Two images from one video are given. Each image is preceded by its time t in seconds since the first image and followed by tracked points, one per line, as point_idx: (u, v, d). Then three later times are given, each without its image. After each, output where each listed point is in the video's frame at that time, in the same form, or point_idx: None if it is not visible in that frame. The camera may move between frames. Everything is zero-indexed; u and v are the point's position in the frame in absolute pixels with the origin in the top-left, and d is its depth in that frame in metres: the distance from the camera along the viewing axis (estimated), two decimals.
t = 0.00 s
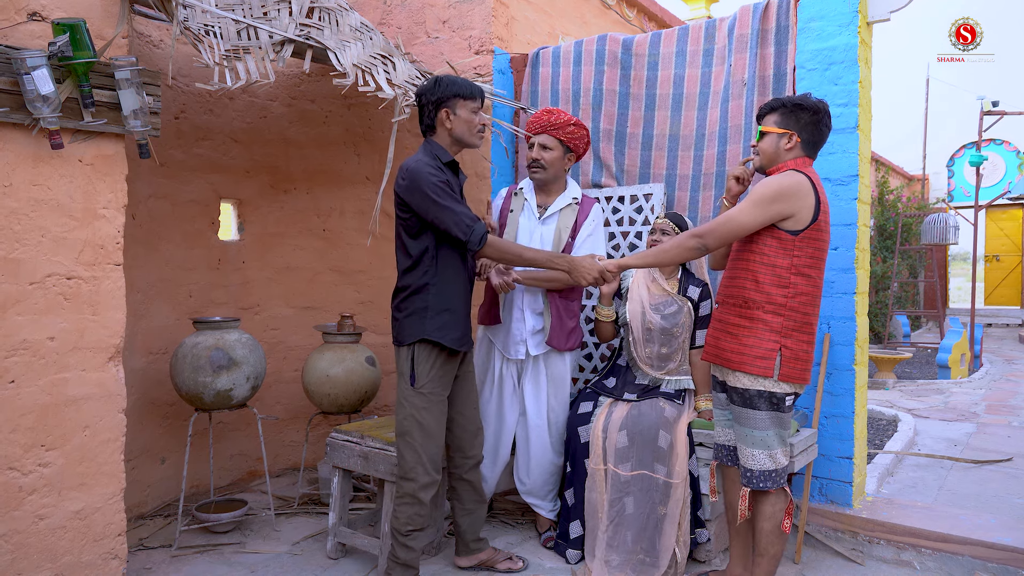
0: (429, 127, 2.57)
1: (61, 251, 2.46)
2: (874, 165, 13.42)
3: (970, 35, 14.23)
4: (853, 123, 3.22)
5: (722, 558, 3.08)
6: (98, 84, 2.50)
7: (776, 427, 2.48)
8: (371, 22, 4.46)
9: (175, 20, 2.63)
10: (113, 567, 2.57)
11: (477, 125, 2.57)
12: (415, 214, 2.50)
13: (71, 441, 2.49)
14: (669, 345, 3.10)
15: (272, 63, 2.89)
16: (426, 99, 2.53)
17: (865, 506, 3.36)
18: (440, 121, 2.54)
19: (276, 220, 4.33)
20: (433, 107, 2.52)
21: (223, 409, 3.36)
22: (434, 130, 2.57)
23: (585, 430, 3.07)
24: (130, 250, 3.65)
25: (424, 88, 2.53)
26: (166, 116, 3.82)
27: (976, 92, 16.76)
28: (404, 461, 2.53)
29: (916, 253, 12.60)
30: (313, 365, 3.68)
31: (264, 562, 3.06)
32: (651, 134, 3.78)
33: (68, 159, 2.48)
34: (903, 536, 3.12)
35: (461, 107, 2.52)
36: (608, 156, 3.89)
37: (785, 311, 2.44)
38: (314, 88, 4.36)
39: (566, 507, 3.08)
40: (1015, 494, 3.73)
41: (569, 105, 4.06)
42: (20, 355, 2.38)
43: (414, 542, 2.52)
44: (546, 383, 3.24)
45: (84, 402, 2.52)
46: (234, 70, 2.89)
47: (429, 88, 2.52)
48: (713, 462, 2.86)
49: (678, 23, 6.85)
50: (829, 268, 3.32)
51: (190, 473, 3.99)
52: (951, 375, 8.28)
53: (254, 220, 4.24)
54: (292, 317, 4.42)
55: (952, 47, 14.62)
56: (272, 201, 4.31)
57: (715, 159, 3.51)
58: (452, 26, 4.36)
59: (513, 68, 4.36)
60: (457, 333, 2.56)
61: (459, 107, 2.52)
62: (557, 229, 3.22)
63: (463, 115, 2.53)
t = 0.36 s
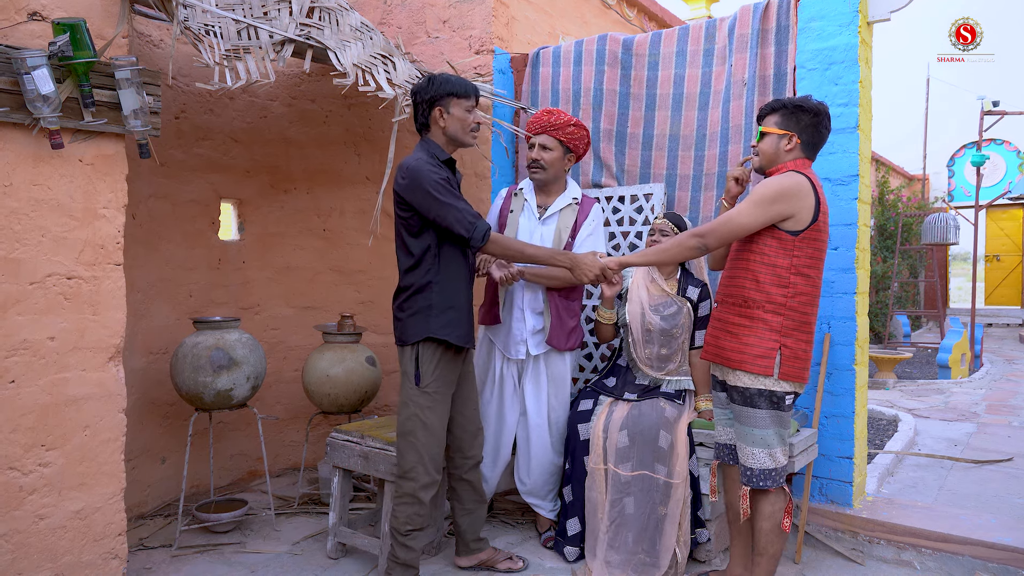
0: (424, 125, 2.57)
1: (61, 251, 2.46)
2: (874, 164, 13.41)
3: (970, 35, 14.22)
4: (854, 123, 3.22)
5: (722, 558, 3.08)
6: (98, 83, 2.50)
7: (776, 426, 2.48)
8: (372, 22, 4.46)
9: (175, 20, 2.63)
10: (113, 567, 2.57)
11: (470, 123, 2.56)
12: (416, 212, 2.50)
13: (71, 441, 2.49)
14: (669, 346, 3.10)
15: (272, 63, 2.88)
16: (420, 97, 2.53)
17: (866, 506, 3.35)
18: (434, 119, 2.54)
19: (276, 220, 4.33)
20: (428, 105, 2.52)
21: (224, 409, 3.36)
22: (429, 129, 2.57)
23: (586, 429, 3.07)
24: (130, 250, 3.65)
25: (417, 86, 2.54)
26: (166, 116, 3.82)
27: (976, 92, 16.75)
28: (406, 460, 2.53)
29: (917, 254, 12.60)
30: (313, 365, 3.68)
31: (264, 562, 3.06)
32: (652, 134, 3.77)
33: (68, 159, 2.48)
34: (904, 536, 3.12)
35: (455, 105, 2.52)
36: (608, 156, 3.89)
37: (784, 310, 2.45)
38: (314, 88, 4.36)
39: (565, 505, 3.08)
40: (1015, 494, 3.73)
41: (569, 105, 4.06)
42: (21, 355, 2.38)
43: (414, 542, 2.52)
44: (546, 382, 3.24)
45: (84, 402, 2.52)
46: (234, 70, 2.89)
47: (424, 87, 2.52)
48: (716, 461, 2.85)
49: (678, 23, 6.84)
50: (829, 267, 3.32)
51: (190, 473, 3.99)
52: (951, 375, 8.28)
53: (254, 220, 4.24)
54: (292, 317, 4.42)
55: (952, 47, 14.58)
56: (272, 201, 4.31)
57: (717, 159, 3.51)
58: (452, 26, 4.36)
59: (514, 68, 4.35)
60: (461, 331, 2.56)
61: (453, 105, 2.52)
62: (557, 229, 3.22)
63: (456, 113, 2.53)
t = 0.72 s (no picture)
0: (422, 127, 2.56)
1: (61, 251, 2.46)
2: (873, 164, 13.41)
3: (969, 35, 14.20)
4: (854, 123, 3.22)
5: (722, 558, 3.08)
6: (99, 83, 2.50)
7: (767, 425, 2.49)
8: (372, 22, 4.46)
9: (175, 20, 2.64)
10: (113, 567, 2.57)
11: (469, 129, 2.58)
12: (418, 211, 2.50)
13: (71, 441, 2.49)
14: (669, 350, 3.09)
15: (272, 63, 2.88)
16: (418, 101, 2.49)
17: (866, 507, 3.35)
18: (434, 128, 2.55)
19: (276, 220, 4.33)
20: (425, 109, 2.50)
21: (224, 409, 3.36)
22: (428, 133, 2.57)
23: (586, 428, 3.07)
24: (130, 249, 3.65)
25: (417, 89, 2.48)
26: (166, 116, 3.82)
27: (976, 92, 16.76)
28: (408, 461, 2.53)
29: (917, 253, 12.60)
30: (312, 365, 3.68)
31: (264, 562, 3.06)
32: (652, 134, 3.77)
33: (68, 159, 2.48)
34: (904, 536, 3.11)
35: (454, 115, 2.52)
36: (608, 156, 3.89)
37: (787, 311, 2.45)
38: (314, 88, 4.36)
39: (565, 504, 3.08)
40: (1015, 494, 3.73)
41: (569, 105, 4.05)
42: (21, 355, 2.38)
43: (415, 543, 2.52)
44: (546, 382, 3.24)
45: (85, 402, 2.52)
46: (234, 70, 2.89)
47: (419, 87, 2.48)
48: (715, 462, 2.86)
49: (678, 23, 6.84)
50: (829, 267, 3.32)
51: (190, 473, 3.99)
52: (950, 375, 8.29)
53: (254, 220, 4.24)
54: (292, 317, 4.42)
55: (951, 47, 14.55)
56: (272, 201, 4.31)
57: (717, 159, 3.50)
58: (452, 26, 4.36)
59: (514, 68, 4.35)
60: (463, 331, 2.56)
61: (453, 114, 2.52)
62: (557, 229, 3.22)
63: (456, 122, 2.54)
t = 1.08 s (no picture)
0: (420, 123, 2.56)
1: (63, 250, 2.47)
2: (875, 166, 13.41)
3: (970, 36, 14.18)
4: (856, 124, 3.22)
5: (723, 559, 3.08)
6: (101, 83, 2.50)
7: (788, 429, 2.49)
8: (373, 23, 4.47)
9: (177, 20, 2.64)
10: (113, 566, 2.58)
11: (468, 126, 2.57)
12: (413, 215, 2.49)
13: (72, 439, 2.49)
14: (654, 346, 3.02)
15: (274, 63, 2.88)
16: (418, 96, 2.50)
17: (867, 509, 3.35)
18: (431, 120, 2.54)
19: (278, 220, 4.33)
20: (425, 105, 2.50)
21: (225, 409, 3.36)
22: (425, 130, 2.57)
23: (589, 438, 3.07)
24: (132, 249, 3.66)
25: (416, 83, 2.49)
26: (168, 115, 3.82)
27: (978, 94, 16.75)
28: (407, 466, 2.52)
29: (919, 255, 12.58)
30: (313, 365, 3.68)
31: (264, 561, 3.05)
32: (654, 135, 3.77)
33: (71, 158, 2.48)
34: (905, 538, 3.10)
35: (453, 106, 2.52)
36: (609, 157, 3.88)
37: (794, 310, 2.45)
38: (316, 88, 4.36)
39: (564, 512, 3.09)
40: (1016, 497, 3.72)
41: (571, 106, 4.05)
42: (23, 353, 2.38)
43: (416, 547, 2.52)
44: (546, 382, 3.24)
45: (86, 401, 2.52)
46: (236, 70, 2.89)
47: (419, 83, 2.49)
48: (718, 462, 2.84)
49: (680, 24, 6.84)
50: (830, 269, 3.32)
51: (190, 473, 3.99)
52: (952, 376, 8.28)
53: (255, 219, 4.24)
54: (293, 317, 4.42)
55: (952, 48, 14.44)
56: (274, 200, 4.31)
57: (720, 160, 3.50)
58: (454, 26, 4.38)
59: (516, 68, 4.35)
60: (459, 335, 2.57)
61: (452, 106, 2.52)
62: (557, 230, 3.23)
63: (455, 114, 2.53)
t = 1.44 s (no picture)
0: (429, 123, 2.51)
1: (63, 250, 2.47)
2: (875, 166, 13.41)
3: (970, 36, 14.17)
4: (856, 124, 3.21)
5: (723, 559, 3.08)
6: (101, 83, 2.50)
7: (789, 429, 2.49)
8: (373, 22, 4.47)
9: (178, 20, 2.65)
10: (114, 565, 2.58)
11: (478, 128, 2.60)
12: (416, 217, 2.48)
13: (72, 439, 2.49)
14: (653, 307, 2.94)
15: (274, 62, 2.88)
16: (430, 97, 2.45)
17: (867, 509, 3.35)
18: (450, 122, 2.51)
19: (278, 219, 4.33)
20: (445, 107, 2.46)
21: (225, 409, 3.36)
22: (433, 130, 2.53)
23: (600, 441, 3.02)
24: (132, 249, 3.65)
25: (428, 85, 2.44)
26: (168, 115, 3.82)
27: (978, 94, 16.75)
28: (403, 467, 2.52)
29: (919, 255, 12.58)
30: (313, 365, 3.67)
31: (265, 561, 3.05)
32: (653, 135, 3.77)
33: (71, 158, 2.48)
34: (905, 538, 3.09)
35: (468, 110, 2.53)
36: (609, 157, 3.88)
37: (794, 311, 2.44)
38: (316, 88, 4.36)
39: (566, 512, 3.05)
40: (1016, 496, 3.72)
41: (571, 106, 4.05)
42: (23, 353, 2.38)
43: (415, 547, 2.53)
44: (544, 379, 3.25)
45: (85, 401, 2.52)
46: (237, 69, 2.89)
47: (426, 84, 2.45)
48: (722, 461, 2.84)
49: (680, 23, 6.86)
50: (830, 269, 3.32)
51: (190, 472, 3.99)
52: (953, 376, 8.28)
53: (255, 219, 4.24)
54: (293, 317, 4.42)
55: (952, 48, 14.41)
56: (274, 200, 4.31)
57: (720, 160, 3.49)
58: (454, 26, 4.39)
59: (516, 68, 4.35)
60: (452, 336, 2.52)
61: (468, 111, 2.52)
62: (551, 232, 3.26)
63: (470, 118, 2.54)
